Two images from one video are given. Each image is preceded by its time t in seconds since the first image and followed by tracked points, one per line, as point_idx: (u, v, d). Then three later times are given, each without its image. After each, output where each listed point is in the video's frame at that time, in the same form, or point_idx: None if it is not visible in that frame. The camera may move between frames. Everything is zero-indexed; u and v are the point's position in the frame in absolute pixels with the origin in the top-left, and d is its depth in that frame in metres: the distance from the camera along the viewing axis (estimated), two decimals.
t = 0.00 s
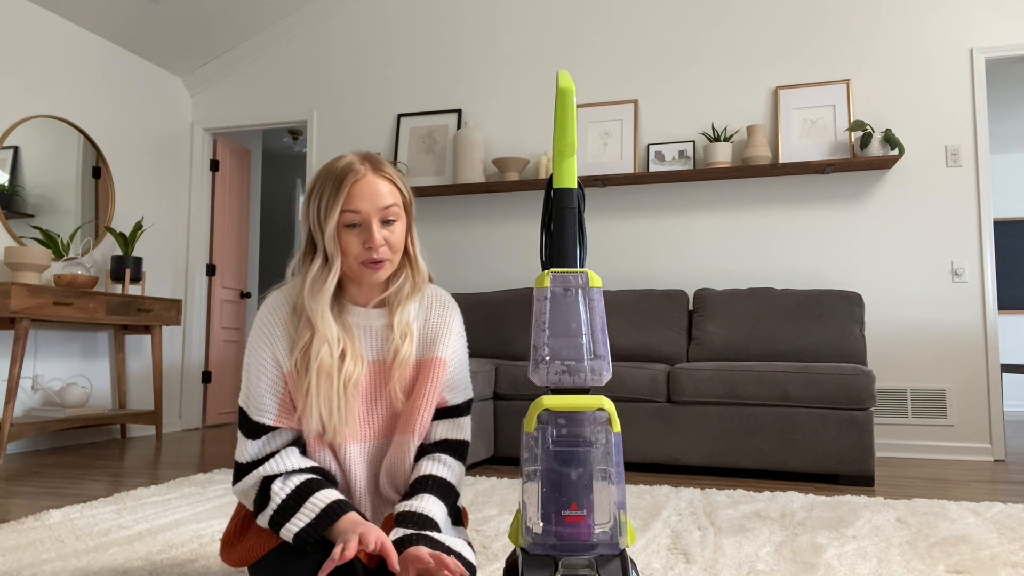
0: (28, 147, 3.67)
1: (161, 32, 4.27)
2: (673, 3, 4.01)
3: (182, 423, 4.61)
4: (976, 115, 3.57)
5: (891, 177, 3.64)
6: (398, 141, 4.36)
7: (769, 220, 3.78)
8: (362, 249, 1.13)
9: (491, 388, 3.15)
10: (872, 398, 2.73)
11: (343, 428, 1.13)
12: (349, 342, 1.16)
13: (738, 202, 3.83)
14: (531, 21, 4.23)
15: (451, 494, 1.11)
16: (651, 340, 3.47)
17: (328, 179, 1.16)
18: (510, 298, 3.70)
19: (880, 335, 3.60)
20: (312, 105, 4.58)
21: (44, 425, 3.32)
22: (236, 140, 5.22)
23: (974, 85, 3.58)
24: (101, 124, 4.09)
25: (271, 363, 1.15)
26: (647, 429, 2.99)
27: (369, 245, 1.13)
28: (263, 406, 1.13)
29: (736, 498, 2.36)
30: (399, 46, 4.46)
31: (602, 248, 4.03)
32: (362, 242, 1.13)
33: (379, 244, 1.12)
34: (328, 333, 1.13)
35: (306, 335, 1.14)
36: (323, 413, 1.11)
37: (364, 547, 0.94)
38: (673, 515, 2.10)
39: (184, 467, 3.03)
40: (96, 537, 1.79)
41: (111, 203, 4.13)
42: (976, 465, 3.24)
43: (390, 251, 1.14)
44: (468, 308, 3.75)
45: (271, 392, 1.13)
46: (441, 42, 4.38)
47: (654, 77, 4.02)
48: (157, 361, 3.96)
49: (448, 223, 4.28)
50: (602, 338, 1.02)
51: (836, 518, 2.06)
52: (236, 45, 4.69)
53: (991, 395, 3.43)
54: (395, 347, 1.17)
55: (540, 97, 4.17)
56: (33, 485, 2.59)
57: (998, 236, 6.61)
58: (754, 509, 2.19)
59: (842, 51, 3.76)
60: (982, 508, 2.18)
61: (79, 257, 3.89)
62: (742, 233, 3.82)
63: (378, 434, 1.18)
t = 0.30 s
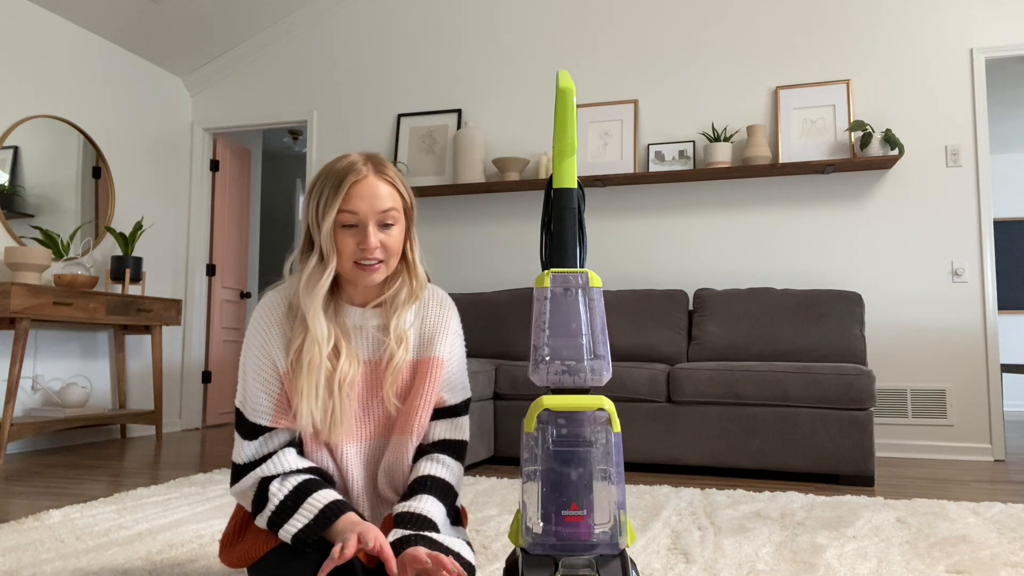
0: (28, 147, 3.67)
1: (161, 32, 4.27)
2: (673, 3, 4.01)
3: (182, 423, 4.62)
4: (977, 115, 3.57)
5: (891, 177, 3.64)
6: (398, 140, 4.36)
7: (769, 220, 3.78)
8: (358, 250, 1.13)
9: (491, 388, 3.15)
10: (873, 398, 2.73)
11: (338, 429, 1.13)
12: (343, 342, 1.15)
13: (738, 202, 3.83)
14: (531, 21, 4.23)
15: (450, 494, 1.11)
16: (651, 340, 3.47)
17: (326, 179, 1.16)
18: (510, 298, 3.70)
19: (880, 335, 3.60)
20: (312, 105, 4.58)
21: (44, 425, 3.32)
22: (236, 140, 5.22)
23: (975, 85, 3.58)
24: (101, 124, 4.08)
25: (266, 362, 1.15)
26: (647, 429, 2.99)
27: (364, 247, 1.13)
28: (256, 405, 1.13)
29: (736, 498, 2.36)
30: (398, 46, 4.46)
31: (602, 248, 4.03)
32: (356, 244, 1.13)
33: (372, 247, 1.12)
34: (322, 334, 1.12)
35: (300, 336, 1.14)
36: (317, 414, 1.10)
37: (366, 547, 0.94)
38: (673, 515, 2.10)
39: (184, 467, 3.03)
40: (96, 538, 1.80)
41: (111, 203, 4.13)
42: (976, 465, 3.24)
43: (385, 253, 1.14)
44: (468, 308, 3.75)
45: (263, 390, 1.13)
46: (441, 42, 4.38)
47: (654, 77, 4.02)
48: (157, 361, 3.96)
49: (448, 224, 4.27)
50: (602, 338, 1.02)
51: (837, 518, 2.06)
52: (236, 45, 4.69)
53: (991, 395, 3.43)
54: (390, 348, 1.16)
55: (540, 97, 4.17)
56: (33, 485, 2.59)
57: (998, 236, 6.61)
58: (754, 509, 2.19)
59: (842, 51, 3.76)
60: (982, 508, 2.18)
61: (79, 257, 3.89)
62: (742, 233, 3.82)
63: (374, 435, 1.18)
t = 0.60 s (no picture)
0: (28, 147, 3.67)
1: (161, 32, 4.27)
2: (673, 3, 4.01)
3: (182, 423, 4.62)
4: (976, 116, 3.57)
5: (892, 177, 3.64)
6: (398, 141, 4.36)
7: (768, 220, 3.78)
8: (365, 215, 1.12)
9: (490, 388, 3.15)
10: (873, 398, 2.74)
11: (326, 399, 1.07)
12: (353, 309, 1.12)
13: (738, 202, 3.83)
14: (532, 21, 4.23)
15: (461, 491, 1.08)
16: (651, 340, 3.46)
17: (338, 150, 1.17)
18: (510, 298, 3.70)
19: (879, 335, 3.60)
20: (312, 105, 4.58)
21: (44, 425, 3.32)
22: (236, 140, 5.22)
23: (974, 86, 3.58)
24: (100, 124, 4.08)
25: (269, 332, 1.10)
26: (646, 429, 2.99)
27: (372, 211, 1.11)
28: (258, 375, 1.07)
29: (736, 498, 2.36)
30: (398, 46, 4.46)
31: (602, 248, 4.03)
32: (366, 208, 1.12)
33: (384, 208, 1.11)
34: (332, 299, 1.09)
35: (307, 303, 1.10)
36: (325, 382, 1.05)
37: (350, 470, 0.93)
38: (673, 515, 2.10)
39: (184, 467, 3.04)
40: (96, 537, 1.79)
41: (111, 203, 4.13)
42: (976, 465, 3.24)
43: (397, 217, 1.13)
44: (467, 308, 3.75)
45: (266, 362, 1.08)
46: (441, 42, 4.38)
47: (654, 77, 4.02)
48: (157, 361, 3.96)
49: (448, 224, 4.28)
50: (602, 339, 1.02)
51: (837, 518, 2.06)
52: (236, 45, 4.69)
53: (991, 394, 3.43)
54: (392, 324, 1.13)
55: (540, 97, 4.17)
56: (33, 485, 2.59)
57: (998, 236, 6.61)
58: (754, 509, 2.19)
59: (842, 51, 3.76)
60: (983, 508, 2.18)
61: (79, 257, 3.89)
62: (741, 233, 3.82)
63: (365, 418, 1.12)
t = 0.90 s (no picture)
0: (27, 147, 3.67)
1: (161, 32, 4.27)
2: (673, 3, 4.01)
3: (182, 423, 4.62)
4: (976, 116, 3.57)
5: (892, 177, 3.64)
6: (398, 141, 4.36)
7: (769, 220, 3.78)
8: (367, 214, 1.12)
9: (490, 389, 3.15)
10: (873, 398, 2.74)
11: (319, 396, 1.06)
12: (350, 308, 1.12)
13: (738, 202, 3.83)
14: (532, 21, 4.23)
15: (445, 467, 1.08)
16: (651, 340, 3.46)
17: (340, 148, 1.16)
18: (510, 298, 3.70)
19: (879, 335, 3.60)
20: (312, 105, 4.58)
21: (44, 425, 3.32)
22: (236, 140, 5.21)
23: (974, 86, 3.58)
24: (100, 124, 4.08)
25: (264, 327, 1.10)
26: (647, 429, 2.99)
27: (374, 211, 1.11)
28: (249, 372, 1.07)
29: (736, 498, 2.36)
30: (398, 46, 4.46)
31: (602, 247, 4.03)
32: (368, 207, 1.12)
33: (386, 208, 1.11)
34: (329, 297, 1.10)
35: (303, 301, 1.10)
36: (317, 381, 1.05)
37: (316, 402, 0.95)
38: (673, 515, 2.10)
39: (184, 467, 3.04)
40: (96, 538, 1.79)
41: (111, 203, 4.13)
42: (976, 465, 3.24)
43: (398, 217, 1.13)
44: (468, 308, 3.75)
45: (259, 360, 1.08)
46: (441, 42, 4.38)
47: (654, 77, 4.02)
48: (157, 361, 3.96)
49: (448, 224, 4.28)
50: (602, 339, 1.01)
51: (837, 518, 2.06)
52: (236, 45, 4.69)
53: (991, 394, 3.43)
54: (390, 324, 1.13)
55: (540, 97, 4.17)
56: (33, 485, 2.59)
57: (999, 236, 6.61)
58: (754, 509, 2.19)
59: (842, 52, 3.76)
60: (982, 508, 2.18)
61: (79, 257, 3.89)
62: (741, 233, 3.82)
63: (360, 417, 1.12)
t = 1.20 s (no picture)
0: (27, 147, 3.67)
1: (161, 32, 4.27)
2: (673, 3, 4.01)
3: (182, 423, 4.62)
4: (976, 116, 3.57)
5: (891, 177, 3.64)
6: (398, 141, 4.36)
7: (769, 220, 3.78)
8: (370, 225, 1.12)
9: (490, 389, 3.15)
10: (873, 398, 2.74)
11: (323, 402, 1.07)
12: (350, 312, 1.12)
13: (739, 202, 3.83)
14: (531, 20, 4.23)
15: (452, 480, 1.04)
16: (651, 340, 3.46)
17: (343, 155, 1.14)
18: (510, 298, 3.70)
19: (879, 335, 3.60)
20: (312, 105, 4.58)
21: (44, 425, 3.32)
22: (236, 140, 5.21)
23: (974, 86, 3.58)
24: (100, 124, 4.08)
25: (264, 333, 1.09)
26: (647, 429, 2.99)
27: (378, 222, 1.12)
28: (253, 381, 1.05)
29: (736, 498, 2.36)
30: (398, 46, 4.46)
31: (602, 247, 4.03)
32: (371, 218, 1.12)
33: (388, 219, 1.12)
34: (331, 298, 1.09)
35: (305, 307, 1.09)
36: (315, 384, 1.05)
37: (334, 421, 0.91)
38: (673, 515, 2.10)
39: (184, 467, 3.04)
40: (96, 538, 1.79)
41: (111, 203, 4.13)
42: (976, 465, 3.24)
43: (398, 228, 1.14)
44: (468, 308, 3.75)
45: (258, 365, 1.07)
46: (441, 42, 4.38)
47: (654, 77, 4.02)
48: (157, 361, 3.96)
49: (448, 224, 4.28)
50: (602, 338, 1.01)
51: (837, 518, 2.06)
52: (236, 44, 4.69)
53: (991, 394, 3.43)
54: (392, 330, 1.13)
55: (540, 97, 4.17)
56: (33, 485, 2.59)
57: (999, 236, 6.61)
58: (754, 509, 2.19)
59: (842, 51, 3.76)
60: (982, 508, 2.18)
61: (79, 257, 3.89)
62: (741, 233, 3.82)
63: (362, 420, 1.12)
